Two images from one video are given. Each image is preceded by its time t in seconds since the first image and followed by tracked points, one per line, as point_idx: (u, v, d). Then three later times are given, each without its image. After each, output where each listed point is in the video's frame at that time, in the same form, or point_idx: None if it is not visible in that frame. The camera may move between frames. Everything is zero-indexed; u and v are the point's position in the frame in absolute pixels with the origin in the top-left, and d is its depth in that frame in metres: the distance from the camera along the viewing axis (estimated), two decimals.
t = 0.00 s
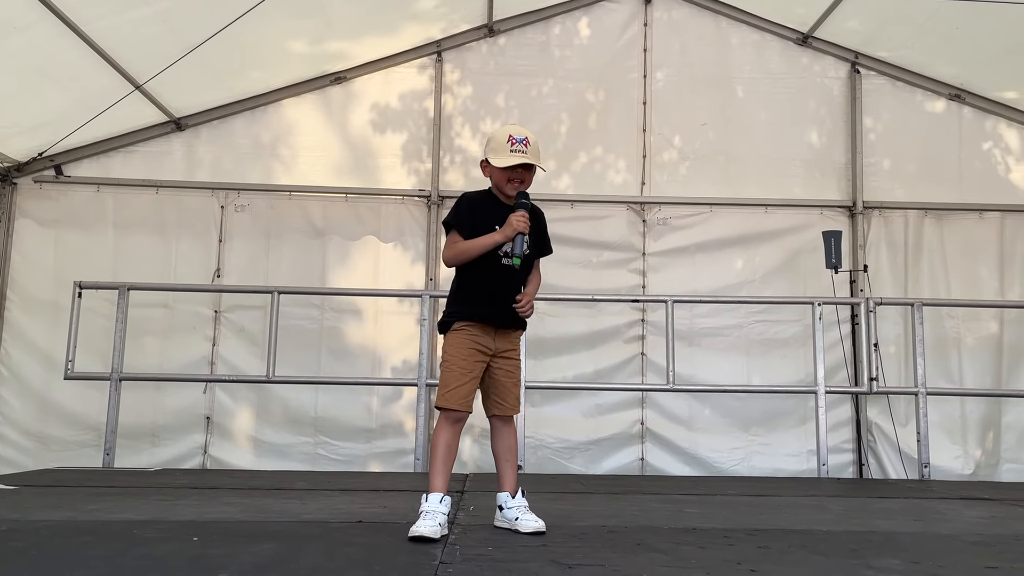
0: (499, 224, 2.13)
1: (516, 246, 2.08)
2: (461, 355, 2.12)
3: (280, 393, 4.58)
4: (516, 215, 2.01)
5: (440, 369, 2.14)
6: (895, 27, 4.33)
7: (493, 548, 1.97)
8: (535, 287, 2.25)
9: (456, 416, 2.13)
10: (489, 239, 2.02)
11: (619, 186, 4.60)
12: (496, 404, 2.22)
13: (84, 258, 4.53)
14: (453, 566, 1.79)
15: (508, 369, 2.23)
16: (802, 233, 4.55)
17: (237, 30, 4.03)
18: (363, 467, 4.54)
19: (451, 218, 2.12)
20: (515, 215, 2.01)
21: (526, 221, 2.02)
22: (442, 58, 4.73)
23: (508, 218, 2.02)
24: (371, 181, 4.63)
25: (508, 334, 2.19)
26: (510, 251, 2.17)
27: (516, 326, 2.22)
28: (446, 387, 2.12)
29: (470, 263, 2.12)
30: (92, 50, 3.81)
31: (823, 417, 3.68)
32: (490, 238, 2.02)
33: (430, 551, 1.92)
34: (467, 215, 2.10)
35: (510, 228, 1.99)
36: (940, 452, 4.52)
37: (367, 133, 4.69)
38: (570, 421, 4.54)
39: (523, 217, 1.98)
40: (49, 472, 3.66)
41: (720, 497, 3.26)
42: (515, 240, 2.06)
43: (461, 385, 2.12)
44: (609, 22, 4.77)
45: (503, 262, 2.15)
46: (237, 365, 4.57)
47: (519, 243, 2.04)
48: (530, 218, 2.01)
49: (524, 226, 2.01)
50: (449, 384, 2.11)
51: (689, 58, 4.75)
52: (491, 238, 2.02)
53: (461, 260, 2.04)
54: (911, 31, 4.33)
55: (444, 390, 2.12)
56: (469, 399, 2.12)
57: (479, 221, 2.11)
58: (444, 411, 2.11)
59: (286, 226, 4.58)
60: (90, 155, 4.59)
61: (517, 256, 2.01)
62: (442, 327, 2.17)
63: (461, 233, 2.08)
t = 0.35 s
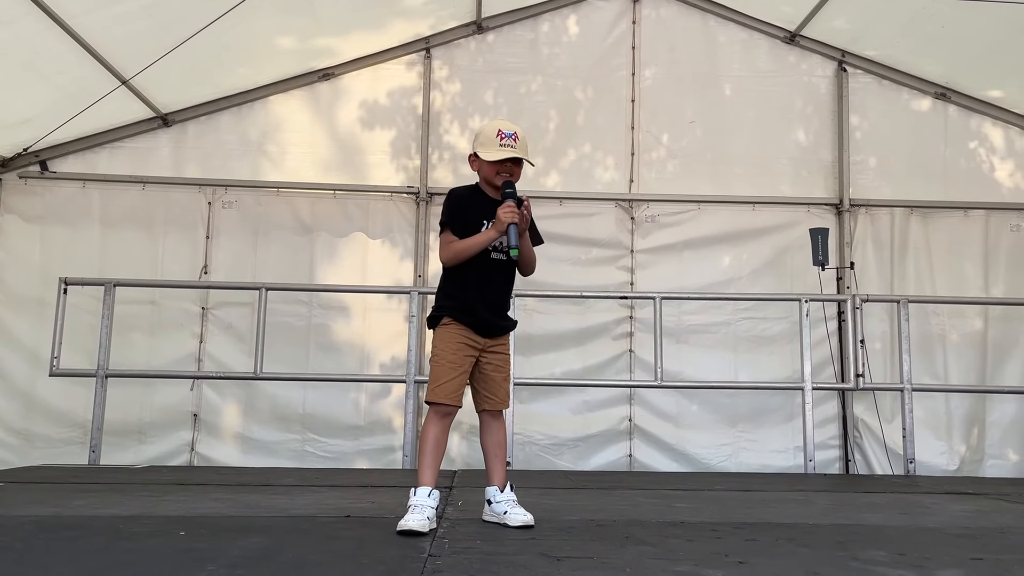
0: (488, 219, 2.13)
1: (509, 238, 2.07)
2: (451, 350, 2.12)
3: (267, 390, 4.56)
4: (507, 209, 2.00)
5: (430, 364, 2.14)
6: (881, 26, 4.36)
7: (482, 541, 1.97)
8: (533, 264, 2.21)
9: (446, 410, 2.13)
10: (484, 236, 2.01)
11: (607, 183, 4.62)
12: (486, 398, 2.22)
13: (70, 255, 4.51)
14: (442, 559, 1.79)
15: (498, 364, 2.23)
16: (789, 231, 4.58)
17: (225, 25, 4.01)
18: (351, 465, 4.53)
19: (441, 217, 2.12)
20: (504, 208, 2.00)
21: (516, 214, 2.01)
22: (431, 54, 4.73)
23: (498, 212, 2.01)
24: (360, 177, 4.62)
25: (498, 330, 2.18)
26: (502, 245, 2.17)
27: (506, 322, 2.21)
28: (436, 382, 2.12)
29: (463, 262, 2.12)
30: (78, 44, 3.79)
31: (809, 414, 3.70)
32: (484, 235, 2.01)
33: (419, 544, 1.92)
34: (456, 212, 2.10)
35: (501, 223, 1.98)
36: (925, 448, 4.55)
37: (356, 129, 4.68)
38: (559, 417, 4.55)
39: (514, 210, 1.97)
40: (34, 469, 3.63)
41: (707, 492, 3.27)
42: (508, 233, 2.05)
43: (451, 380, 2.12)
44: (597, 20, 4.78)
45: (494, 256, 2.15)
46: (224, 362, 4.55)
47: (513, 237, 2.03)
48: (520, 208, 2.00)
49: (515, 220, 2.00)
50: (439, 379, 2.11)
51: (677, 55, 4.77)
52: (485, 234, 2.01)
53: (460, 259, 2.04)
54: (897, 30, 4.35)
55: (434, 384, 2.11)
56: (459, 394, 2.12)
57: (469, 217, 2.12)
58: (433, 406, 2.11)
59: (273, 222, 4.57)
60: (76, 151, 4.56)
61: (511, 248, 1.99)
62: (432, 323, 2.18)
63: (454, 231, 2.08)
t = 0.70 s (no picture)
0: (484, 222, 2.13)
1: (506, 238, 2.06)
2: (445, 353, 2.11)
3: (261, 393, 4.55)
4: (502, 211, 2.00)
5: (424, 367, 2.13)
6: (873, 28, 4.37)
7: (478, 545, 1.97)
8: (526, 268, 2.22)
9: (441, 412, 2.13)
10: (480, 239, 2.01)
11: (600, 185, 4.62)
12: (481, 401, 2.21)
13: (62, 258, 4.49)
14: (438, 563, 1.79)
15: (493, 366, 2.23)
16: (782, 232, 4.59)
17: (218, 28, 4.00)
18: (345, 468, 4.53)
19: (438, 219, 2.12)
20: (499, 210, 1.99)
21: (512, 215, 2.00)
22: (424, 57, 4.73)
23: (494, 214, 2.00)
24: (353, 180, 4.62)
25: (493, 333, 2.18)
26: (497, 247, 2.16)
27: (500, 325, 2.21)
28: (431, 385, 2.11)
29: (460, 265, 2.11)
30: (70, 47, 3.78)
31: (803, 415, 3.70)
32: (480, 239, 2.00)
33: (415, 548, 1.92)
34: (453, 216, 2.10)
35: (496, 225, 1.98)
36: (918, 448, 4.57)
37: (350, 132, 4.68)
38: (553, 419, 4.55)
39: (510, 212, 1.97)
40: (28, 473, 3.61)
41: (701, 494, 3.27)
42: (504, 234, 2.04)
43: (446, 383, 2.11)
44: (591, 22, 4.79)
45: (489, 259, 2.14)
46: (218, 365, 4.54)
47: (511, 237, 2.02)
48: (516, 210, 2.00)
49: (510, 222, 1.99)
50: (434, 382, 2.10)
51: (669, 57, 4.78)
52: (481, 237, 2.01)
53: (456, 261, 2.04)
54: (889, 33, 4.37)
55: (429, 388, 2.11)
56: (454, 396, 2.12)
57: (465, 220, 2.11)
58: (428, 409, 2.11)
59: (267, 225, 4.56)
60: (68, 154, 4.55)
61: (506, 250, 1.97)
62: (426, 326, 2.18)
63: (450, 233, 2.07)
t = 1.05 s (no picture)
0: (484, 232, 2.12)
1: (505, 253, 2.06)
2: (445, 363, 2.11)
3: (261, 400, 4.55)
4: (502, 226, 1.99)
5: (424, 376, 2.13)
6: (871, 33, 4.38)
7: (478, 554, 1.97)
8: (525, 277, 2.22)
9: (440, 422, 2.13)
10: (480, 251, 2.01)
11: (599, 190, 4.63)
12: (480, 410, 2.22)
13: (61, 266, 4.49)
14: (439, 573, 1.79)
15: (492, 375, 2.23)
16: (781, 237, 4.60)
17: (216, 36, 4.01)
18: (345, 475, 4.52)
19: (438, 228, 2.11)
20: (501, 225, 1.99)
21: (512, 231, 2.00)
22: (422, 63, 4.74)
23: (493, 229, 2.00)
24: (352, 187, 4.62)
25: (492, 343, 2.18)
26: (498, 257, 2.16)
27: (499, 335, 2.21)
28: (431, 394, 2.11)
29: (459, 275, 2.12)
30: (69, 56, 3.78)
31: (803, 420, 3.70)
32: (478, 253, 2.00)
33: (416, 558, 1.92)
34: (453, 226, 2.10)
35: (495, 241, 1.98)
36: (918, 452, 4.57)
37: (348, 138, 4.68)
38: (553, 425, 4.55)
39: (509, 229, 1.96)
40: (27, 482, 3.61)
41: (702, 500, 3.27)
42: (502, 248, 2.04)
43: (446, 392, 2.11)
44: (588, 28, 4.80)
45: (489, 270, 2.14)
46: (217, 372, 4.54)
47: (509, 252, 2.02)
48: (517, 225, 2.00)
49: (510, 238, 1.99)
50: (434, 392, 2.10)
51: (667, 63, 4.79)
52: (479, 251, 2.01)
53: (454, 273, 2.04)
54: (886, 37, 4.38)
55: (429, 397, 2.11)
56: (454, 406, 2.12)
57: (464, 232, 2.11)
58: (428, 418, 2.11)
59: (266, 232, 4.56)
60: (67, 163, 4.55)
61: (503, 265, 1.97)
62: (426, 335, 2.17)
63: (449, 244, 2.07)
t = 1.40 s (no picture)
0: (480, 234, 2.13)
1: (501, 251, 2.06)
2: (447, 368, 2.11)
3: (262, 406, 4.56)
4: (497, 223, 2.00)
5: (428, 381, 2.14)
6: (870, 37, 4.39)
7: (479, 560, 1.97)
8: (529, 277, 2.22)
9: (443, 427, 2.13)
10: (477, 248, 2.01)
11: (599, 196, 4.63)
12: (485, 416, 2.21)
13: (62, 274, 4.49)
14: None
15: (498, 381, 2.22)
16: (781, 242, 4.60)
17: (217, 43, 4.02)
18: (346, 481, 4.52)
19: (433, 232, 2.12)
20: (497, 221, 2.00)
21: (508, 227, 2.01)
22: (422, 70, 4.75)
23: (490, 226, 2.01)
24: (352, 193, 4.63)
25: (497, 346, 2.17)
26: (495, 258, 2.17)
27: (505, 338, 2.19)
28: (434, 399, 2.11)
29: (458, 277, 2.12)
30: (69, 64, 3.79)
31: (804, 425, 3.69)
32: (475, 250, 2.01)
33: (418, 564, 1.92)
34: (449, 228, 2.11)
35: (492, 236, 1.99)
36: (920, 456, 4.56)
37: (348, 145, 4.69)
38: (554, 430, 4.55)
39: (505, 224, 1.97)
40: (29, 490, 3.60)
41: (704, 505, 3.27)
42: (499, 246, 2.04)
43: (448, 398, 2.12)
44: (587, 34, 4.81)
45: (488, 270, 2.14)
46: (217, 379, 4.54)
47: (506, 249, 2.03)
48: (513, 220, 2.01)
49: (506, 233, 2.00)
50: (436, 397, 2.10)
51: (667, 68, 4.80)
52: (477, 249, 2.01)
53: (452, 272, 2.04)
54: (885, 42, 4.39)
55: (431, 402, 2.12)
56: (456, 411, 2.12)
57: (461, 234, 2.12)
58: (431, 423, 2.11)
59: (266, 239, 4.57)
60: (67, 171, 4.56)
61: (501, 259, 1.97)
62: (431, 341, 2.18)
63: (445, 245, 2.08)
